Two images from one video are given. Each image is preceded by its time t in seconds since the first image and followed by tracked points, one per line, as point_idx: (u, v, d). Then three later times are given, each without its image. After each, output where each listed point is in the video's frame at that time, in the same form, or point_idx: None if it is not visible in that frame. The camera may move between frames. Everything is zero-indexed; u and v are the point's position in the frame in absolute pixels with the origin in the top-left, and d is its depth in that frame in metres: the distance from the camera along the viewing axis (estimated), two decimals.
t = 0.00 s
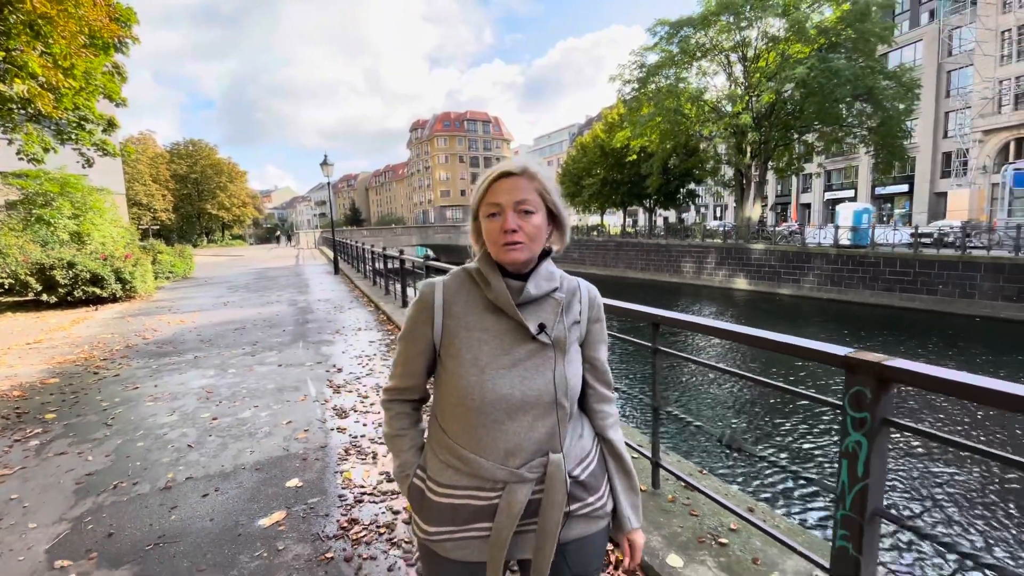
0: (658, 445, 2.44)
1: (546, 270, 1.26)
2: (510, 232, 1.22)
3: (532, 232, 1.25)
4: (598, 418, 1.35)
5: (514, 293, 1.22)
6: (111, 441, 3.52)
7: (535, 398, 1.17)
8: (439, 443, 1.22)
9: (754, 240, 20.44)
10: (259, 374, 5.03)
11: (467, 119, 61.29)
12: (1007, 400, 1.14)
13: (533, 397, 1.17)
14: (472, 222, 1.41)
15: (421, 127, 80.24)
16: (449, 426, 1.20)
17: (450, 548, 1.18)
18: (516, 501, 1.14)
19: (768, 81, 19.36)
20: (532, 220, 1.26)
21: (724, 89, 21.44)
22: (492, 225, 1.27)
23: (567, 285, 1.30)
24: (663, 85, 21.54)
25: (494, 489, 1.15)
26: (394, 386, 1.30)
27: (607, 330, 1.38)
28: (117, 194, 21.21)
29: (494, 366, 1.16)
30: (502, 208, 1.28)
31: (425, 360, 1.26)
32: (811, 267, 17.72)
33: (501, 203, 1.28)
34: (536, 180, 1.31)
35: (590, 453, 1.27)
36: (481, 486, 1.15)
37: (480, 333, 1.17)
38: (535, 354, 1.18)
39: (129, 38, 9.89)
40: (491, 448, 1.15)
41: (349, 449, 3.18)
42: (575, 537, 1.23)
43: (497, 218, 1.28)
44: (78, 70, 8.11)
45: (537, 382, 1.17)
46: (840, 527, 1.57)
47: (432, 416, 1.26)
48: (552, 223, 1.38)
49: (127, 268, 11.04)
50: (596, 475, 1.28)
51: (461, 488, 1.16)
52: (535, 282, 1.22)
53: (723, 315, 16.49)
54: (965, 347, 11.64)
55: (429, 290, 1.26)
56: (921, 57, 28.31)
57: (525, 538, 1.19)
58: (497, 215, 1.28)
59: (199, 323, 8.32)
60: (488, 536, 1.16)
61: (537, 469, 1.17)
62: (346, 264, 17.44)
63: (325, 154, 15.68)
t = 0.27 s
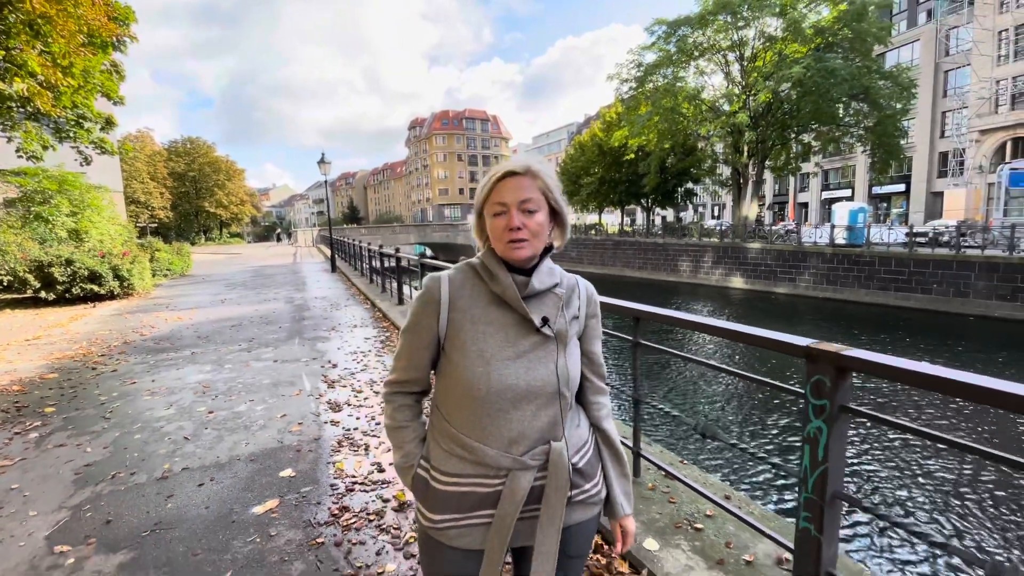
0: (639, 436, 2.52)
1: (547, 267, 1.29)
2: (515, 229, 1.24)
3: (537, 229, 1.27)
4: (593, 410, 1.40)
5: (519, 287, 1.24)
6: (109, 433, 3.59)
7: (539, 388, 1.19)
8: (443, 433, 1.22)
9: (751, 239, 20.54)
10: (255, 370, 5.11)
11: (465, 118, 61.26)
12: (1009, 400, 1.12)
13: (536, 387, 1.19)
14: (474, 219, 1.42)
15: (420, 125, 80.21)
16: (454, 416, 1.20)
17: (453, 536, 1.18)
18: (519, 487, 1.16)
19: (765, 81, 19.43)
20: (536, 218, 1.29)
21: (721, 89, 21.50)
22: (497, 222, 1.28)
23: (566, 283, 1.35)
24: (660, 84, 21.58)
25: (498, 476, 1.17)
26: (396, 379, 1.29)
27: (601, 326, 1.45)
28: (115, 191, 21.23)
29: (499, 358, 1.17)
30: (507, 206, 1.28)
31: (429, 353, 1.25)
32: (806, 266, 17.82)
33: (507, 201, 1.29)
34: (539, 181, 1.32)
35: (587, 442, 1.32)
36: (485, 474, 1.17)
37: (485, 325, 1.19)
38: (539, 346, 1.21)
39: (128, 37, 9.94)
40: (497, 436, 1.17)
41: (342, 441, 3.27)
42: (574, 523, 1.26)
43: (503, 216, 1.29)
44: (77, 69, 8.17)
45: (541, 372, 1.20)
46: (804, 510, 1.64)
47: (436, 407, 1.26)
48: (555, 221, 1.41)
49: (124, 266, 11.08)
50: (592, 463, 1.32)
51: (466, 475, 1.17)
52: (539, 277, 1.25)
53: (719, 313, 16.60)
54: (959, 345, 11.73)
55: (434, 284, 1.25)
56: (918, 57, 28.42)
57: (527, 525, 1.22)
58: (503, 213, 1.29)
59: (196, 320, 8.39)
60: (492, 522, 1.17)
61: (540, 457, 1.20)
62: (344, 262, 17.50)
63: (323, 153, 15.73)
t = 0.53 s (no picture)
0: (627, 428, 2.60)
1: (545, 264, 1.36)
2: (533, 220, 1.29)
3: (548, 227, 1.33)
4: (583, 401, 1.47)
5: (515, 282, 1.29)
6: (111, 428, 3.66)
7: (534, 380, 1.24)
8: (441, 422, 1.26)
9: (749, 238, 20.59)
10: (254, 366, 5.18)
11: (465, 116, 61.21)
12: (958, 385, 1.19)
13: (531, 379, 1.25)
14: (477, 206, 1.41)
15: (420, 124, 80.16)
16: (451, 406, 1.25)
17: (452, 520, 1.23)
18: (515, 475, 1.21)
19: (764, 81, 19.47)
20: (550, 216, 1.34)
21: (720, 88, 21.53)
22: (519, 211, 1.30)
23: (560, 280, 1.41)
24: (659, 83, 21.59)
25: (495, 463, 1.22)
26: (395, 371, 1.32)
27: (592, 322, 1.52)
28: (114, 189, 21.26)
29: (496, 351, 1.23)
30: (528, 197, 1.31)
31: (427, 348, 1.29)
32: (804, 265, 17.88)
33: (528, 193, 1.32)
34: (551, 180, 1.38)
35: (578, 431, 1.38)
36: (482, 461, 1.22)
37: (483, 320, 1.24)
38: (534, 340, 1.27)
39: (128, 36, 9.98)
40: (493, 425, 1.22)
41: (339, 435, 3.34)
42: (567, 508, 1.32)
43: (523, 206, 1.31)
44: (77, 67, 8.20)
45: (536, 364, 1.26)
46: (779, 498, 1.71)
47: (435, 398, 1.30)
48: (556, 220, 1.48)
49: (125, 264, 11.13)
50: (583, 451, 1.38)
51: (465, 462, 1.22)
52: (535, 274, 1.31)
53: (717, 312, 16.66)
54: (955, 345, 11.78)
55: (432, 278, 1.29)
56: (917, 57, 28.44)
57: (525, 509, 1.26)
58: (521, 203, 1.31)
59: (196, 318, 8.45)
60: (490, 508, 1.22)
61: (534, 445, 1.25)
62: (343, 261, 17.55)
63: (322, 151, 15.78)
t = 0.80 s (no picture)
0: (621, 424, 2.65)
1: (545, 271, 1.40)
2: (545, 241, 1.32)
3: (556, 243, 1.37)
4: (576, 399, 1.52)
5: (512, 286, 1.35)
6: (115, 425, 3.72)
7: (530, 380, 1.30)
8: (439, 418, 1.31)
9: (749, 238, 20.62)
10: (255, 365, 5.24)
11: (466, 116, 61.20)
12: (933, 381, 1.25)
13: (528, 378, 1.30)
14: (483, 213, 1.39)
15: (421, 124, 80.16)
16: (450, 404, 1.29)
17: (450, 514, 1.27)
18: (512, 471, 1.26)
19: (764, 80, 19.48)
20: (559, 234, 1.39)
21: (720, 88, 21.54)
22: (530, 228, 1.32)
23: (556, 284, 1.46)
24: (660, 83, 21.58)
25: (493, 459, 1.26)
26: (391, 369, 1.34)
27: (584, 323, 1.58)
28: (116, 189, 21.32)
29: (494, 352, 1.28)
30: (542, 215, 1.33)
31: (425, 347, 1.32)
32: (804, 265, 17.91)
33: (543, 210, 1.34)
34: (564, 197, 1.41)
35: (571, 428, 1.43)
36: (480, 456, 1.27)
37: (482, 321, 1.28)
38: (531, 341, 1.32)
39: (129, 37, 10.05)
40: (491, 422, 1.27)
41: (339, 432, 3.40)
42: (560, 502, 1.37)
43: (535, 223, 1.33)
44: (79, 68, 8.26)
45: (532, 364, 1.31)
46: (766, 491, 1.77)
47: (433, 396, 1.34)
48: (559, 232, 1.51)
49: (126, 263, 11.19)
50: (575, 448, 1.44)
51: (463, 457, 1.27)
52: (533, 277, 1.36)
53: (717, 312, 16.69)
54: (954, 344, 11.81)
55: (432, 279, 1.32)
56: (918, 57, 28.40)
57: (522, 503, 1.32)
58: (533, 219, 1.33)
59: (197, 317, 8.51)
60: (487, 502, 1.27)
61: (531, 442, 1.30)
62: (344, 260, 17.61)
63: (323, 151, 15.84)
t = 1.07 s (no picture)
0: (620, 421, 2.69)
1: (542, 272, 1.45)
2: (534, 236, 1.36)
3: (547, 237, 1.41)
4: (575, 400, 1.56)
5: (513, 290, 1.39)
6: (123, 422, 3.78)
7: (531, 386, 1.34)
8: (441, 424, 1.34)
9: (751, 238, 20.61)
10: (260, 364, 5.30)
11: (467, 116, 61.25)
12: (916, 375, 1.30)
13: (529, 385, 1.34)
14: (475, 214, 1.48)
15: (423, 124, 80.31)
16: (452, 410, 1.33)
17: (451, 522, 1.31)
18: (515, 479, 1.30)
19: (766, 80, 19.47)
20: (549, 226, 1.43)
21: (722, 88, 21.52)
22: (516, 225, 1.36)
23: (554, 286, 1.50)
24: (662, 83, 21.56)
25: (496, 465, 1.31)
26: (391, 375, 1.37)
27: (583, 324, 1.63)
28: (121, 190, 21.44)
29: (496, 357, 1.31)
30: (529, 211, 1.38)
31: (425, 353, 1.36)
32: (806, 265, 17.91)
33: (529, 206, 1.39)
34: (552, 192, 1.45)
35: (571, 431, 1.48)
36: (483, 463, 1.31)
37: (482, 325, 1.32)
38: (532, 346, 1.37)
39: (134, 39, 10.14)
40: (494, 428, 1.31)
41: (343, 429, 3.45)
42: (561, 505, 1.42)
43: (523, 220, 1.37)
44: (84, 70, 8.34)
45: (533, 369, 1.35)
46: (760, 484, 1.81)
47: (434, 402, 1.37)
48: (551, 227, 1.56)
49: (131, 264, 11.31)
50: (575, 451, 1.48)
51: (465, 464, 1.30)
52: (533, 281, 1.40)
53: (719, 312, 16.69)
54: (956, 344, 11.79)
55: (430, 284, 1.35)
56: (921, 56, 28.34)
57: (527, 509, 1.37)
58: (521, 217, 1.38)
59: (202, 317, 8.57)
60: (492, 508, 1.31)
61: (533, 448, 1.35)
62: (347, 261, 17.68)
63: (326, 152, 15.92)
